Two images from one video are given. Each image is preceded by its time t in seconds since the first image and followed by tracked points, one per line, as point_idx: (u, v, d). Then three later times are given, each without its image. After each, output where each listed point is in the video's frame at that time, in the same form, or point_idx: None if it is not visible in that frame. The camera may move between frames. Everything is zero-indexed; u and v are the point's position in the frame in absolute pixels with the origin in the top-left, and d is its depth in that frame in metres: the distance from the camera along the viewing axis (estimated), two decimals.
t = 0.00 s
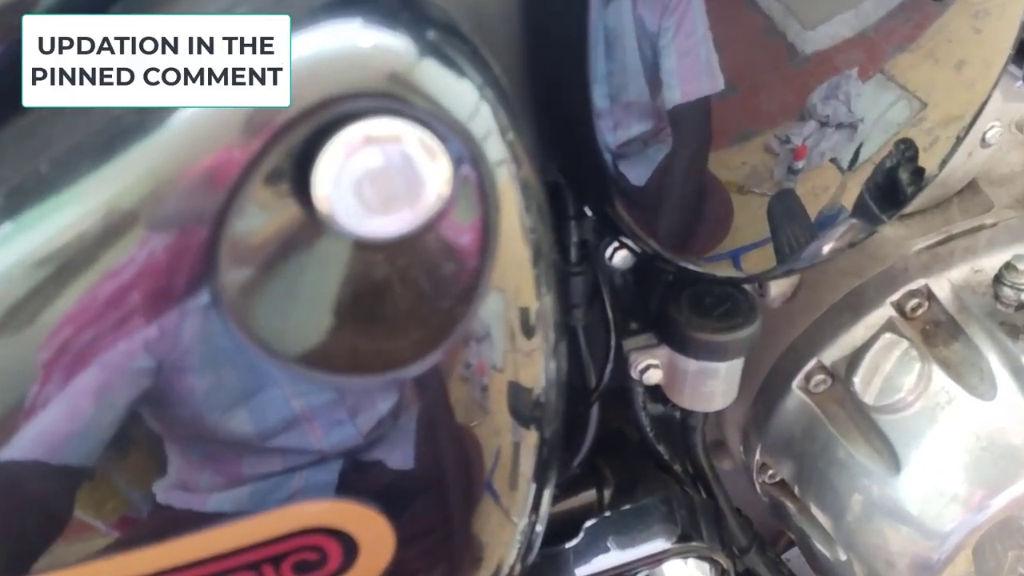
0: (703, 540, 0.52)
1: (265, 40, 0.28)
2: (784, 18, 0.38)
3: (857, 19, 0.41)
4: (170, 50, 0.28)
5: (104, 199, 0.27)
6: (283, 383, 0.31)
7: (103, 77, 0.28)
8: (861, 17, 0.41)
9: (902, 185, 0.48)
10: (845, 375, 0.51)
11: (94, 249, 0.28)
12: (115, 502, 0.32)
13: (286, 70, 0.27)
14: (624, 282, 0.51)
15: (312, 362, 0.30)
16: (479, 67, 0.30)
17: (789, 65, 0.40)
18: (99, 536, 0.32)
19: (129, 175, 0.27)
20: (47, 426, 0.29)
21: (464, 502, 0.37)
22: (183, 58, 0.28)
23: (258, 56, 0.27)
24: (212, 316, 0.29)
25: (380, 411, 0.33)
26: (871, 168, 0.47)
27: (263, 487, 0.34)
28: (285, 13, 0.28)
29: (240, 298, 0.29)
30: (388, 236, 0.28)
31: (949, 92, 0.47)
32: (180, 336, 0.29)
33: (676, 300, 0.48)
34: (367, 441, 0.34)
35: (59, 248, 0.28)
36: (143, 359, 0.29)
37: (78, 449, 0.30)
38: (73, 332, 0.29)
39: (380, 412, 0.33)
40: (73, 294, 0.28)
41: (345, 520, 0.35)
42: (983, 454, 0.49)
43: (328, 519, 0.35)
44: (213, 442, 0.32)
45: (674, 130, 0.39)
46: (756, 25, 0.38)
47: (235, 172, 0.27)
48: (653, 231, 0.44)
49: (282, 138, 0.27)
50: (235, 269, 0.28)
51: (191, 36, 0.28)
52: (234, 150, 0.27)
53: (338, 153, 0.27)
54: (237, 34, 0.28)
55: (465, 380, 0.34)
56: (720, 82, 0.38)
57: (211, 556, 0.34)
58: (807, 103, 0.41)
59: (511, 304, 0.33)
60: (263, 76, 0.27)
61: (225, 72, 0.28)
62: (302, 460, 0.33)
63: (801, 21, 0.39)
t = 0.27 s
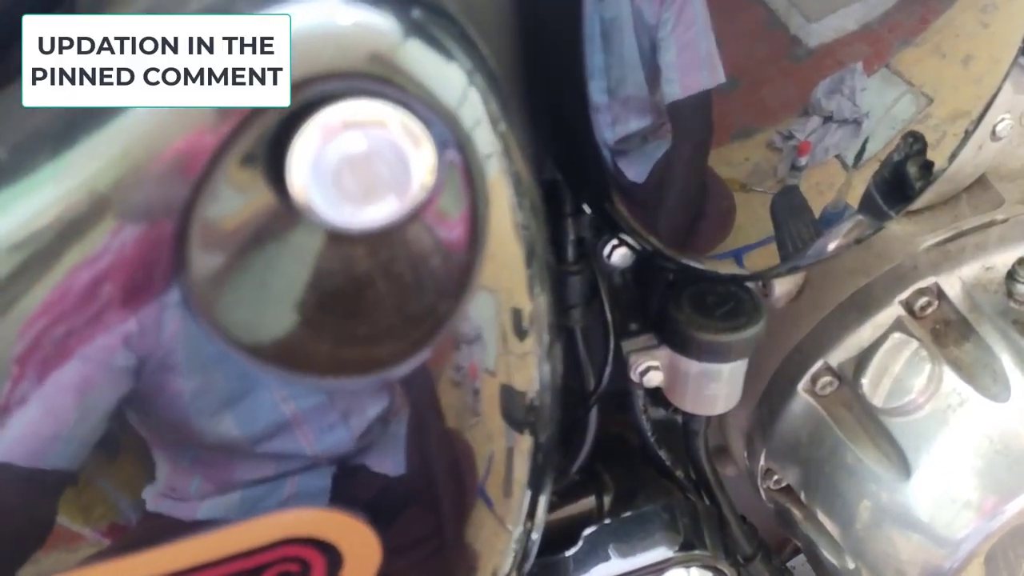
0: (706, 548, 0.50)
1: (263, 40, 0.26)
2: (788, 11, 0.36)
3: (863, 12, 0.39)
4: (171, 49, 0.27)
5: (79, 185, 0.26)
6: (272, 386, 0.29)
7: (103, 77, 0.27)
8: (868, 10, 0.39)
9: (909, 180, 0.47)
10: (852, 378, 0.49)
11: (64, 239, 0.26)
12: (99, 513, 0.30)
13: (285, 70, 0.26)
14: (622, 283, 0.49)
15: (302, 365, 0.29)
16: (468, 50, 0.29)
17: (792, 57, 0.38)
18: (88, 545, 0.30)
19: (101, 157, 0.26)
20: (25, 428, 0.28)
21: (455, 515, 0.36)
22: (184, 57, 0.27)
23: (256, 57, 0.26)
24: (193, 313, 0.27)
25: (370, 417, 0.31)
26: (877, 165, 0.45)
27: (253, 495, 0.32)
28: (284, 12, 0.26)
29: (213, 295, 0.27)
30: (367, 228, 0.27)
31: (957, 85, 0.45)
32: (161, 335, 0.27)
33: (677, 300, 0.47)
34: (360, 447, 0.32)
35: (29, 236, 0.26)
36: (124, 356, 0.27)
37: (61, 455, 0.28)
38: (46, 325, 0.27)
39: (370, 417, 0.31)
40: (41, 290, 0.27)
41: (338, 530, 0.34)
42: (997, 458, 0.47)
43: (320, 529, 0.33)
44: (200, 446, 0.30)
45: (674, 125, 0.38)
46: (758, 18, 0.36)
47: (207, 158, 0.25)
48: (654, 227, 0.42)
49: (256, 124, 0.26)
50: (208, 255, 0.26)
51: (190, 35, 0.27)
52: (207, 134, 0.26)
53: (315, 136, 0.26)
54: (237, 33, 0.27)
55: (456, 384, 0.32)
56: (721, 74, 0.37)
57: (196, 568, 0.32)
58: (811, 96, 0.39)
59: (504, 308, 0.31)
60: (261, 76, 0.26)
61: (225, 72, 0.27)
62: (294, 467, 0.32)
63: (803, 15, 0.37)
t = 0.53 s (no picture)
0: (707, 552, 0.50)
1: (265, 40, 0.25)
2: (788, 8, 0.36)
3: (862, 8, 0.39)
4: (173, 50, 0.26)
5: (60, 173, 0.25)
6: (264, 387, 0.28)
7: (103, 77, 0.26)
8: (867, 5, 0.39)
9: (914, 178, 0.46)
10: (855, 379, 0.48)
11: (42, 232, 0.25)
12: (86, 514, 0.29)
13: (286, 71, 0.25)
14: (622, 282, 0.48)
15: (297, 368, 0.28)
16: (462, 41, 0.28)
17: (793, 55, 0.37)
18: (80, 549, 0.30)
19: (83, 145, 0.25)
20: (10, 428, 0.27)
21: (450, 520, 0.35)
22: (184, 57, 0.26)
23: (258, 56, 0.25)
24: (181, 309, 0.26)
25: (364, 418, 0.30)
26: (879, 164, 0.44)
27: (246, 498, 0.31)
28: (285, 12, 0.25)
29: (197, 292, 0.26)
30: (358, 223, 0.26)
31: (962, 83, 0.45)
32: (150, 333, 0.26)
33: (676, 300, 0.46)
34: (354, 449, 0.31)
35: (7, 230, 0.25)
36: (111, 355, 0.27)
37: (48, 458, 0.27)
38: (29, 320, 0.26)
39: (364, 418, 0.30)
40: (19, 287, 0.26)
41: (332, 535, 0.33)
42: (1009, 462, 0.47)
43: (314, 534, 0.32)
44: (190, 448, 0.29)
45: (673, 122, 0.37)
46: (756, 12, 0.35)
47: (189, 150, 0.25)
48: (654, 224, 0.41)
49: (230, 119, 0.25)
50: (189, 247, 0.25)
51: (190, 34, 0.26)
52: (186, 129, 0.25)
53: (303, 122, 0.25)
54: (238, 33, 0.26)
55: (450, 386, 0.31)
56: (721, 72, 0.36)
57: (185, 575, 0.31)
58: (812, 94, 0.39)
59: (499, 308, 0.31)
60: (263, 77, 0.25)
61: (225, 71, 0.25)
62: (288, 470, 0.31)
63: (806, 11, 0.37)
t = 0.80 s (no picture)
0: (700, 538, 0.49)
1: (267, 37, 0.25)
2: None
3: None
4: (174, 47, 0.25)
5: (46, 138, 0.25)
6: (260, 369, 0.28)
7: (102, 77, 0.25)
8: None
9: (908, 161, 0.45)
10: (851, 364, 0.48)
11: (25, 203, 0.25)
12: (79, 496, 0.29)
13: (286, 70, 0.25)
14: (618, 267, 0.49)
15: (291, 348, 0.28)
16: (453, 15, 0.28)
17: (787, 43, 0.38)
18: (75, 531, 0.30)
19: (63, 119, 0.25)
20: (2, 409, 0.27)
21: (440, 507, 0.35)
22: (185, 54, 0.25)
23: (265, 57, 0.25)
24: (167, 284, 0.26)
25: (357, 404, 0.31)
26: (873, 150, 0.44)
27: (242, 482, 0.31)
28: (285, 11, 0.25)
29: (187, 269, 0.26)
30: (347, 194, 0.26)
31: (958, 74, 0.44)
32: (138, 309, 0.26)
33: (671, 287, 0.45)
34: (351, 434, 0.31)
35: None
36: (103, 337, 0.27)
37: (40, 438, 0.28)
38: (12, 296, 0.26)
39: (358, 404, 0.31)
40: None
41: (322, 513, 0.33)
42: (1007, 446, 0.46)
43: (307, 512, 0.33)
44: (185, 433, 0.29)
45: (667, 110, 0.37)
46: None
47: (175, 125, 0.25)
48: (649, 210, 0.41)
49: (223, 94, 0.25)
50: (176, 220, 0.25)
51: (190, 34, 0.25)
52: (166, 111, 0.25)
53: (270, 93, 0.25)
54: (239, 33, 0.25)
55: (443, 373, 0.31)
56: (716, 58, 0.36)
57: (172, 551, 0.32)
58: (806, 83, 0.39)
59: (491, 295, 0.30)
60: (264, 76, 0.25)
61: (225, 71, 0.25)
62: (284, 454, 0.31)
63: None
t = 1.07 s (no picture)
0: (705, 509, 0.51)
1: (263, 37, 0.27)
2: None
3: None
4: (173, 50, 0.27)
5: (70, 126, 0.27)
6: (277, 344, 0.31)
7: (103, 77, 0.27)
8: None
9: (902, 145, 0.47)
10: (847, 341, 0.50)
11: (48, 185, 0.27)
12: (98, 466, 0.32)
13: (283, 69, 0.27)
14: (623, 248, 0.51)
15: (307, 323, 0.31)
16: None
17: (785, 34, 0.39)
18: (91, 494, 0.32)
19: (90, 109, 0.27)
20: (32, 379, 0.29)
21: (456, 469, 0.37)
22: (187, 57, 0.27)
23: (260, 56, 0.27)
24: (191, 257, 0.29)
25: (375, 378, 0.33)
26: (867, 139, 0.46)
27: (256, 453, 0.34)
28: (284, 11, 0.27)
29: (227, 238, 0.28)
30: (374, 160, 0.28)
31: (945, 67, 0.46)
32: (177, 262, 0.29)
33: (674, 264, 0.48)
34: (364, 409, 0.34)
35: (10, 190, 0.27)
36: (124, 307, 0.29)
37: (66, 409, 0.30)
38: (38, 273, 0.28)
39: (376, 378, 0.33)
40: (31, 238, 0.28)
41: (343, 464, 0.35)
42: (993, 415, 0.48)
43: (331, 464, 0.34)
44: (203, 406, 0.32)
45: (671, 99, 0.39)
46: None
47: (219, 104, 0.27)
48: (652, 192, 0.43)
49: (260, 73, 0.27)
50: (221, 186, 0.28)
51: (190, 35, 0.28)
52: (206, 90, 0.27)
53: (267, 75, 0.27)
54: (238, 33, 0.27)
55: (461, 351, 0.33)
56: (716, 48, 0.38)
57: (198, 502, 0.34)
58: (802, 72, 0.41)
59: (507, 275, 0.32)
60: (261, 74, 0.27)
61: (225, 72, 0.27)
62: (299, 427, 0.33)
63: None
